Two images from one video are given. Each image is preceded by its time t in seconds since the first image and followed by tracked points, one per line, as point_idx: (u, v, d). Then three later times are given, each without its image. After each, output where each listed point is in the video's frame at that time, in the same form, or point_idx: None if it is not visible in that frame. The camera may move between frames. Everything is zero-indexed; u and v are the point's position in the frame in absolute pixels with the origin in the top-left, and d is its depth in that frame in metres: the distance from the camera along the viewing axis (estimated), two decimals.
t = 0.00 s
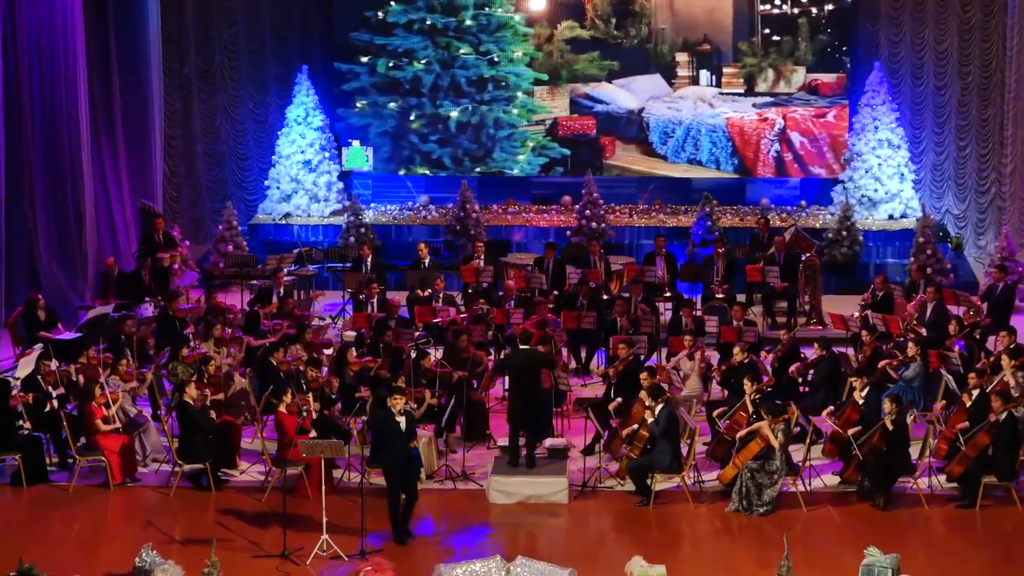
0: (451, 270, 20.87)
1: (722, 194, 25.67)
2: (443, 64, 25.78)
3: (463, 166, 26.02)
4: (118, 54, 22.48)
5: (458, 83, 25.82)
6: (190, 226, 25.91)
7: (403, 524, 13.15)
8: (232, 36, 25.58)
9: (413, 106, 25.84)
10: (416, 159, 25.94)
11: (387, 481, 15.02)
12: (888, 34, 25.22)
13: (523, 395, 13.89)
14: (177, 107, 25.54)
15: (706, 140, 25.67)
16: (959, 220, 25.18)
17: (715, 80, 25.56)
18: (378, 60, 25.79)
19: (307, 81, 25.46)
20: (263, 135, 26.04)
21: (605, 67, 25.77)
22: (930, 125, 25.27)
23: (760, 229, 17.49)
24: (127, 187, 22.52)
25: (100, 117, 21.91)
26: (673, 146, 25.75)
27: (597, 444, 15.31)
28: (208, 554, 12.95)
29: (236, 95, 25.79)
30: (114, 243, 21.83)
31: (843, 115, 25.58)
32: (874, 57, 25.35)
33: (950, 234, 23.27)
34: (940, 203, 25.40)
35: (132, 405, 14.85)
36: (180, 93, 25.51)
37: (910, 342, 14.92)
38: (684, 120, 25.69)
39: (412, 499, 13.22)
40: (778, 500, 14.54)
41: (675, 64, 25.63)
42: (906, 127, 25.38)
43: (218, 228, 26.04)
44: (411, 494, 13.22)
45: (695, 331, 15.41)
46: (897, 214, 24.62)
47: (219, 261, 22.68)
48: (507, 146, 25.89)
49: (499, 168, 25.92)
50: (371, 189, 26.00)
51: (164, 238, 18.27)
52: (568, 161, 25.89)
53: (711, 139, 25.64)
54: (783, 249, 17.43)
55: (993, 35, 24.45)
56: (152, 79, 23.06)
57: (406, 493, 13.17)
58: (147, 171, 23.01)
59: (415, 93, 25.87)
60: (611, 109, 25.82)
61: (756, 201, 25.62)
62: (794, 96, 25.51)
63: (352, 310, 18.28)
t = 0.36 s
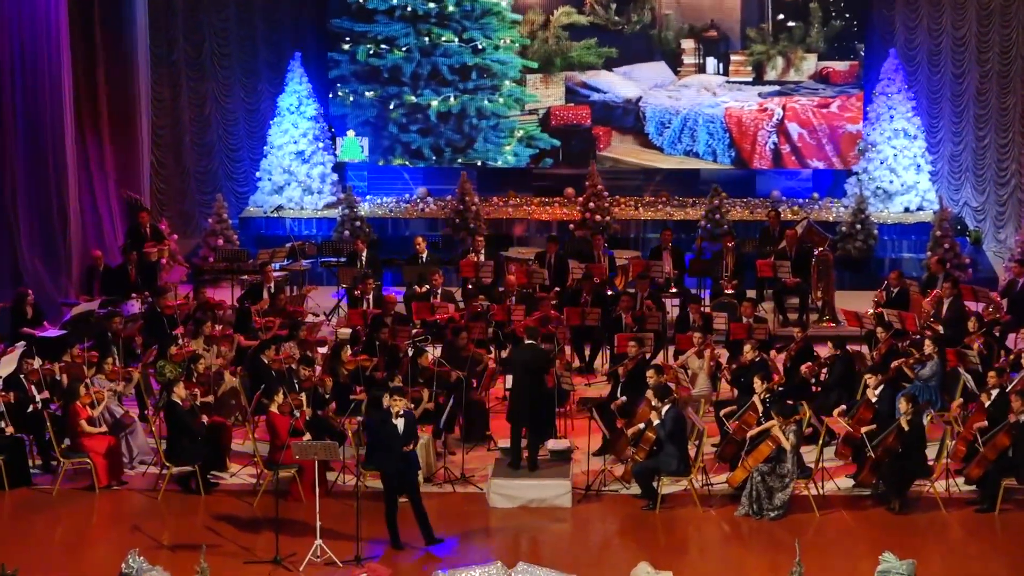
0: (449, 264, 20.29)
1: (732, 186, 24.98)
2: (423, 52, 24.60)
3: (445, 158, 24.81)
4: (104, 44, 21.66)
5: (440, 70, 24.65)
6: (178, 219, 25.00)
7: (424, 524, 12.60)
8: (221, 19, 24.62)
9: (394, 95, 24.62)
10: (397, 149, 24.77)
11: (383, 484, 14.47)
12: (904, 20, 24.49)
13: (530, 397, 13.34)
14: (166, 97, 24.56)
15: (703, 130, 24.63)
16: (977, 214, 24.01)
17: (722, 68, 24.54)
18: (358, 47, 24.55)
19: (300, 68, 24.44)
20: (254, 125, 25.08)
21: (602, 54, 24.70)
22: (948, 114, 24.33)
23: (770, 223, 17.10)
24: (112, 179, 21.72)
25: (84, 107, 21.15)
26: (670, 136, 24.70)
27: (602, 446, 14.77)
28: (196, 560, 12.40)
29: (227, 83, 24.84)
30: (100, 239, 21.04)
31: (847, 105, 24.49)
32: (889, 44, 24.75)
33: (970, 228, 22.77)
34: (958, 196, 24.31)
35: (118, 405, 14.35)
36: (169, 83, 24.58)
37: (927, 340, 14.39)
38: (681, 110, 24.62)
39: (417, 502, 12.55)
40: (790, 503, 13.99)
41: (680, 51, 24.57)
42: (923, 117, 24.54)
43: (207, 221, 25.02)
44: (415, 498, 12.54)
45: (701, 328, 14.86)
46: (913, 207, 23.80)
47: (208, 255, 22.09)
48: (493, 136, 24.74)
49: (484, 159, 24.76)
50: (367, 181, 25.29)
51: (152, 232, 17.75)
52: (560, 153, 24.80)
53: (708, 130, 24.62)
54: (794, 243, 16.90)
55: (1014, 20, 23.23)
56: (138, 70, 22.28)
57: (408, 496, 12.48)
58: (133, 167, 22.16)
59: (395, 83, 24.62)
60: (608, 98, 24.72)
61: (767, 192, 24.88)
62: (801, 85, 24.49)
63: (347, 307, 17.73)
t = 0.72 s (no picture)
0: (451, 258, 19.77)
1: (744, 177, 24.16)
2: (410, 37, 23.81)
3: (432, 146, 24.07)
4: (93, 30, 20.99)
5: (429, 57, 23.82)
6: (170, 213, 23.97)
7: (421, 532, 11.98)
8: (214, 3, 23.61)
9: (381, 82, 23.89)
10: (382, 137, 24.08)
11: (381, 487, 13.94)
12: (922, 5, 23.64)
13: (531, 397, 12.84)
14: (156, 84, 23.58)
15: (706, 120, 24.00)
16: (999, 205, 23.64)
17: (734, 55, 23.92)
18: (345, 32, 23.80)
19: (296, 54, 23.79)
20: (248, 113, 24.21)
21: (605, 40, 24.00)
22: (967, 102, 23.67)
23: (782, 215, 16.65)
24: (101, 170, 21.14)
25: (72, 96, 20.51)
26: (672, 126, 24.09)
27: (609, 447, 14.24)
28: (187, 565, 11.89)
29: (219, 71, 23.87)
30: (88, 232, 20.56)
31: (856, 94, 23.85)
32: (907, 30, 23.90)
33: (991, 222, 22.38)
34: (977, 187, 23.81)
35: (106, 404, 13.81)
36: (159, 70, 23.46)
37: (947, 337, 13.84)
38: (683, 99, 24.00)
39: (417, 508, 11.93)
40: (804, 507, 13.46)
41: (690, 37, 23.96)
42: (941, 106, 23.82)
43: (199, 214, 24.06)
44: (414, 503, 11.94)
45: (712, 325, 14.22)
46: (931, 199, 23.03)
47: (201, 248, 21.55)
48: (484, 124, 24.05)
49: (474, 148, 24.11)
50: (364, 172, 24.43)
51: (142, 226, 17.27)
52: (557, 142, 24.11)
53: (710, 119, 23.98)
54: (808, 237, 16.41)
55: None
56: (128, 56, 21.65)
57: (409, 501, 11.89)
58: (123, 154, 21.61)
59: (382, 69, 23.88)
60: (611, 86, 24.06)
61: (780, 184, 24.07)
62: (812, 73, 23.86)
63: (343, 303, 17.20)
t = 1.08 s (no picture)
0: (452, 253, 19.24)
1: (758, 168, 23.46)
2: (399, 24, 22.95)
3: (420, 135, 23.18)
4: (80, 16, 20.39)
5: (417, 45, 22.99)
6: (159, 204, 23.29)
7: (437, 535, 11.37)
8: None
9: (368, 70, 23.05)
10: (371, 126, 23.25)
11: (380, 490, 13.40)
12: None
13: (529, 392, 12.26)
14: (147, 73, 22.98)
15: (709, 110, 23.02)
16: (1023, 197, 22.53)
17: (749, 42, 22.91)
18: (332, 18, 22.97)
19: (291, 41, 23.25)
20: (241, 102, 23.60)
21: (611, 27, 23.06)
22: (990, 91, 22.76)
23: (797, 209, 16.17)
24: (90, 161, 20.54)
25: (59, 86, 19.87)
26: (674, 116, 23.12)
27: (616, 449, 13.71)
28: (177, 572, 11.37)
29: (212, 58, 23.33)
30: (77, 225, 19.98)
31: (866, 84, 22.73)
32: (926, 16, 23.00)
33: (1014, 216, 21.55)
34: (1000, 179, 22.81)
35: (94, 404, 13.28)
36: (150, 60, 22.97)
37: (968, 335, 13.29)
38: (687, 88, 22.99)
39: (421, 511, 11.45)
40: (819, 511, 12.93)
41: (704, 23, 22.96)
42: (962, 94, 22.95)
43: (189, 207, 23.37)
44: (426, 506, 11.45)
45: (724, 322, 13.69)
46: (953, 191, 22.35)
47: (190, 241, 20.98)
48: (475, 113, 23.08)
49: (464, 138, 23.14)
50: (363, 163, 23.88)
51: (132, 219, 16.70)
52: (553, 132, 23.17)
53: (713, 109, 22.99)
54: (824, 231, 15.92)
55: None
56: (116, 44, 21.12)
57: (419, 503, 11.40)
58: (112, 144, 21.05)
59: (370, 56, 23.03)
60: (615, 74, 23.11)
61: (794, 176, 23.44)
62: (826, 60, 22.80)
63: (340, 300, 16.66)
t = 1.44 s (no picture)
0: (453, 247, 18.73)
1: (771, 158, 22.60)
2: (388, 10, 22.31)
3: (408, 125, 22.58)
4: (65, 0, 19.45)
5: (405, 30, 22.32)
6: (148, 195, 22.17)
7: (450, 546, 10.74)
8: None
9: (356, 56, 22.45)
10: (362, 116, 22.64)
11: (378, 494, 12.86)
12: None
13: (530, 392, 11.75)
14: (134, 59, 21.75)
15: (712, 99, 22.45)
16: None
17: (764, 28, 22.31)
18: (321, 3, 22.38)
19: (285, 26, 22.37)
20: (232, 90, 22.66)
21: (614, 12, 22.35)
22: (1014, 78, 21.98)
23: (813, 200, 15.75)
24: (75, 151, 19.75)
25: (42, 75, 19.03)
26: (677, 106, 22.52)
27: (624, 452, 13.17)
28: None
29: (202, 44, 22.30)
30: (62, 219, 19.26)
31: (879, 73, 22.29)
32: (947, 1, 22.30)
33: None
34: None
35: (79, 405, 12.72)
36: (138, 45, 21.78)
37: (990, 333, 12.70)
38: (690, 76, 22.42)
39: (426, 519, 10.86)
40: (834, 516, 12.41)
41: (717, 9, 22.26)
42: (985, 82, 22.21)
43: (180, 198, 22.36)
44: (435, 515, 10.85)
45: (736, 319, 13.14)
46: (973, 182, 21.67)
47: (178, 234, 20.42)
48: (466, 102, 22.51)
49: (453, 127, 22.61)
50: (360, 153, 22.89)
51: (121, 212, 16.14)
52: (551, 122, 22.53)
53: (716, 99, 22.43)
54: (839, 224, 15.52)
55: None
56: (104, 27, 20.13)
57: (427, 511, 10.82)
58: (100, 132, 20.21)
59: (357, 42, 22.44)
60: (618, 61, 22.45)
61: (809, 166, 22.60)
62: (843, 47, 22.28)
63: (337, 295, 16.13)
